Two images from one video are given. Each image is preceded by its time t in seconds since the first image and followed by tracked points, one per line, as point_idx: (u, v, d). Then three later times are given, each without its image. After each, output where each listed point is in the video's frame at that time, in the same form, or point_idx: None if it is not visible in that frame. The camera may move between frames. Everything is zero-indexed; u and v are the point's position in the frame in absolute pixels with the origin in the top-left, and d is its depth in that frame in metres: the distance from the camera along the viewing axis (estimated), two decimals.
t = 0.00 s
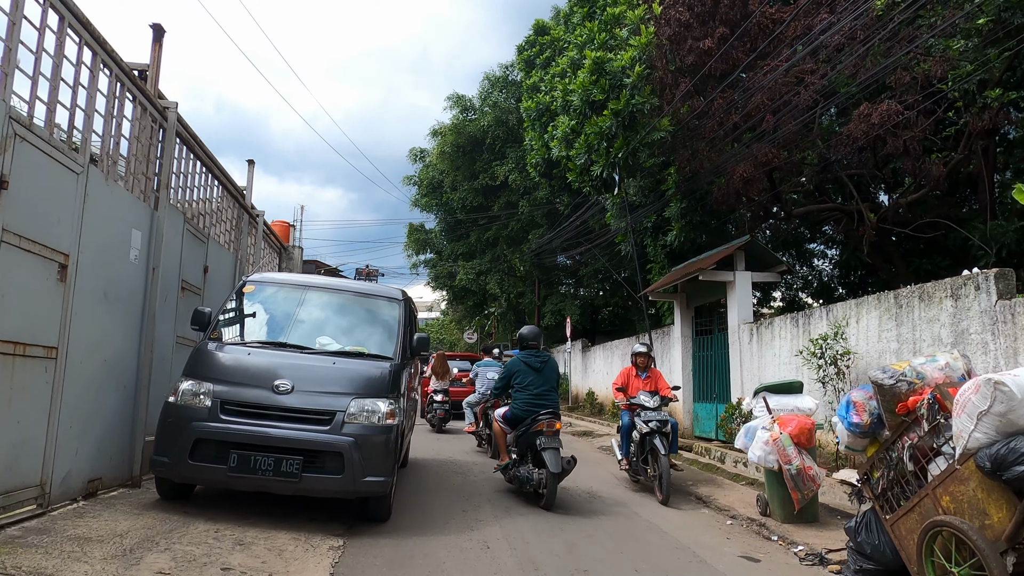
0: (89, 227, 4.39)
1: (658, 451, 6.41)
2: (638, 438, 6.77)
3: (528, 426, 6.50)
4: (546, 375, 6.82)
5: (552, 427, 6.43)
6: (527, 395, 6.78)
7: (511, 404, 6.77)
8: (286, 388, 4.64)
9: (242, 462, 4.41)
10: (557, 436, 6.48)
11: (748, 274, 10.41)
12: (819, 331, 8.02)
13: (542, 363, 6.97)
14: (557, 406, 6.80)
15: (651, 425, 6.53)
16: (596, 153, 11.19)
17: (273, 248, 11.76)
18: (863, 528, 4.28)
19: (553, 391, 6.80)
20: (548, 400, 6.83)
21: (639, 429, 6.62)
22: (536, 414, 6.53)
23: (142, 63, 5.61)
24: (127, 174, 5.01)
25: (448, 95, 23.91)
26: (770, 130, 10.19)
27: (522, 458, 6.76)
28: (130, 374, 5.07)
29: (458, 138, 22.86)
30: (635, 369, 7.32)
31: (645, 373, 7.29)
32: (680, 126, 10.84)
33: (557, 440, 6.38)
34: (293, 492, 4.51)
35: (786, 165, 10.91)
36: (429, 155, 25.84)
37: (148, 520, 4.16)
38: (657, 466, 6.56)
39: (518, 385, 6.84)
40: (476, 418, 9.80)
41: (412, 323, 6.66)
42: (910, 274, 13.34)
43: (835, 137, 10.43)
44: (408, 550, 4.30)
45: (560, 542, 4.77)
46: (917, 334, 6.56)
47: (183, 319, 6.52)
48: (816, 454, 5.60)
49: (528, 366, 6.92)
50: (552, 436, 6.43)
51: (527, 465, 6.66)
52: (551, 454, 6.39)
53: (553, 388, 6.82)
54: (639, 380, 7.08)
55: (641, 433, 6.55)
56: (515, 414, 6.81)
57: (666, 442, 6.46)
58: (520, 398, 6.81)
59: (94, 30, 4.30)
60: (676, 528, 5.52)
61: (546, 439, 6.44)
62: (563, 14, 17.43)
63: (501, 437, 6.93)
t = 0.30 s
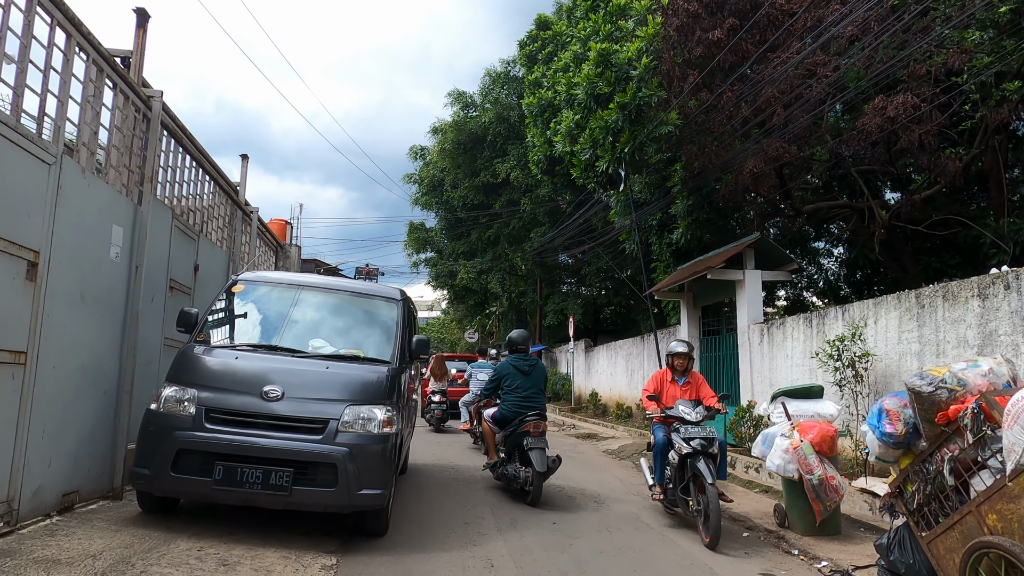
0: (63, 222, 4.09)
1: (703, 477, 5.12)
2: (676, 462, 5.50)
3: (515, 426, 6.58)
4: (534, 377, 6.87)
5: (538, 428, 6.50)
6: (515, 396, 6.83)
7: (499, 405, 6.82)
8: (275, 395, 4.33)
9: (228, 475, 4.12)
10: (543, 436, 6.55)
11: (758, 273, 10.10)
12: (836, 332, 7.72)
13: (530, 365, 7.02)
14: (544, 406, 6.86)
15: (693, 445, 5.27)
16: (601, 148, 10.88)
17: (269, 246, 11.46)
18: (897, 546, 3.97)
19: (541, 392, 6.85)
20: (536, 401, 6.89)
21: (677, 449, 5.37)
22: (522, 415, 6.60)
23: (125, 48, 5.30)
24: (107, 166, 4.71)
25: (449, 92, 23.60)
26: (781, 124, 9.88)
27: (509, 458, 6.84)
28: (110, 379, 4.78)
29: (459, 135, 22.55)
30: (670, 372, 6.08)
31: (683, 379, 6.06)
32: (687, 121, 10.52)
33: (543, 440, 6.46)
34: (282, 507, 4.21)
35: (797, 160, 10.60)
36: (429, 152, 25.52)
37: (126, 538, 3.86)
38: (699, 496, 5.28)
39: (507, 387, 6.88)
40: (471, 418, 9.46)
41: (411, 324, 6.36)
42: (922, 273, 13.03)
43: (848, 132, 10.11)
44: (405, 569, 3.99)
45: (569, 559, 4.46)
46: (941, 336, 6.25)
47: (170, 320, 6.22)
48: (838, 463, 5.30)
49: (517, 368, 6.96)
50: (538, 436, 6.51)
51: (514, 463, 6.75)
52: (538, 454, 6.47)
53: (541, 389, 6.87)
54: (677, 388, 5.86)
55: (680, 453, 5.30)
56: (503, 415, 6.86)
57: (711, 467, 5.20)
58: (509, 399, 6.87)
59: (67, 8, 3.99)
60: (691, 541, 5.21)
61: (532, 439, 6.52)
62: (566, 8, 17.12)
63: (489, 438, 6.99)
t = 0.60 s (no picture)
0: (27, 202, 3.78)
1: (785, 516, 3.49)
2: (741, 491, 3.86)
3: (498, 416, 6.95)
4: (518, 371, 7.23)
5: (521, 419, 6.91)
6: (499, 389, 7.20)
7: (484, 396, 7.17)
8: (259, 390, 4.02)
9: (206, 476, 3.80)
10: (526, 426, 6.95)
11: (766, 266, 9.78)
12: (850, 326, 7.41)
13: (514, 359, 7.36)
14: (527, 399, 7.22)
15: (768, 468, 3.67)
16: (605, 137, 10.55)
17: (262, 239, 11.13)
18: (931, 554, 3.66)
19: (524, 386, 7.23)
20: (518, 393, 7.26)
21: (744, 472, 3.78)
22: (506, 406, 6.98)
23: (101, 21, 4.98)
24: (79, 143, 4.38)
25: (448, 85, 23.24)
26: (790, 113, 9.56)
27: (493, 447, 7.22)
28: (83, 373, 4.46)
29: (458, 129, 22.20)
30: (728, 365, 4.51)
31: (743, 374, 4.53)
32: (693, 109, 10.20)
33: (525, 430, 6.87)
34: (266, 510, 3.90)
35: (806, 150, 10.27)
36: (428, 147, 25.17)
37: (93, 545, 3.53)
38: (777, 543, 3.64)
39: (492, 379, 7.22)
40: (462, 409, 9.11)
41: (407, 316, 6.03)
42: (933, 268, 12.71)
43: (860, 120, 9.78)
44: None
45: (575, 567, 4.14)
46: (964, 329, 5.92)
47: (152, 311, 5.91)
48: (860, 464, 4.99)
49: (501, 361, 7.31)
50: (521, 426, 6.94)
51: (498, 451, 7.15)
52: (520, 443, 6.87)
53: (524, 383, 7.23)
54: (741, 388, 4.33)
55: (749, 478, 3.70)
56: (487, 406, 7.22)
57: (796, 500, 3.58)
58: (493, 390, 7.23)
59: None
60: (704, 547, 4.89)
61: (515, 429, 6.91)
62: None
63: (474, 426, 7.35)
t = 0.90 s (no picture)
0: None
1: None
2: None
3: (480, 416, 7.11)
4: (501, 373, 7.41)
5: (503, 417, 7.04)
6: (483, 390, 7.36)
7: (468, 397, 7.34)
8: (236, 400, 3.70)
9: (177, 496, 3.48)
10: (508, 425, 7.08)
11: (774, 265, 9.46)
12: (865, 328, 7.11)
13: (498, 363, 7.55)
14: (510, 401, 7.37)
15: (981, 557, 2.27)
16: (607, 132, 10.23)
17: (253, 236, 10.81)
18: None
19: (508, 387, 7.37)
20: (502, 395, 7.41)
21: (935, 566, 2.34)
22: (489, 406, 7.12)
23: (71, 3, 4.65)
24: (43, 134, 4.07)
25: (446, 81, 22.92)
26: (798, 107, 9.26)
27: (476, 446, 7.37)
28: (49, 381, 4.14)
29: (457, 126, 21.88)
30: (861, 375, 3.12)
31: (886, 392, 3.13)
32: (698, 103, 9.88)
33: (507, 428, 7.01)
34: (243, 532, 3.58)
35: (814, 146, 9.97)
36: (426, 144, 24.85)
37: (52, 573, 3.22)
38: None
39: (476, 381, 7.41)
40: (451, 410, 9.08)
41: (402, 318, 5.72)
42: (941, 268, 12.44)
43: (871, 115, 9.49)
44: None
45: None
46: (987, 332, 5.62)
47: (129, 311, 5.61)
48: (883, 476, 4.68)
49: (485, 364, 7.49)
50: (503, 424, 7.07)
51: (480, 451, 7.29)
52: (502, 442, 7.01)
53: (507, 385, 7.39)
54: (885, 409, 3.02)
55: None
56: (472, 406, 7.39)
57: None
58: (478, 392, 7.41)
59: None
60: (716, 565, 4.59)
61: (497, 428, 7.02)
62: None
63: (459, 427, 7.50)
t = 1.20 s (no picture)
0: None
1: None
2: None
3: (468, 408, 7.50)
4: (488, 368, 7.80)
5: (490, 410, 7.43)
6: (471, 384, 7.72)
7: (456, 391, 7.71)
8: (218, 396, 3.41)
9: (151, 501, 3.19)
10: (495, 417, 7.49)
11: (783, 259, 9.17)
12: (882, 323, 6.81)
13: (486, 358, 7.94)
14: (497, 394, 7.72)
15: None
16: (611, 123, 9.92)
17: (247, 230, 10.52)
18: None
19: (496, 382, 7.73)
20: (490, 388, 7.80)
21: None
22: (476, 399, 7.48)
23: None
24: (9, 110, 3.77)
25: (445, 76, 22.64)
26: (808, 96, 8.98)
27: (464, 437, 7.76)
28: (16, 376, 3.85)
29: (456, 122, 21.59)
30: None
31: None
32: (704, 92, 9.60)
33: (493, 421, 7.42)
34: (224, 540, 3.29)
35: (824, 137, 9.68)
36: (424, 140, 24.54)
37: None
38: None
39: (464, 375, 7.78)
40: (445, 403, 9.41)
41: (398, 311, 5.42)
42: (951, 264, 12.17)
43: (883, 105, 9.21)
44: None
45: None
46: (1014, 327, 5.32)
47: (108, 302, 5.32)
48: (911, 478, 4.37)
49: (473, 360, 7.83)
50: (489, 417, 7.47)
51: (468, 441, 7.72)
52: (488, 433, 7.43)
53: (494, 379, 7.75)
54: None
55: None
56: (460, 399, 7.76)
57: None
58: (466, 385, 7.80)
59: None
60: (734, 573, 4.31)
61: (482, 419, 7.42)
62: None
63: (449, 419, 7.84)
